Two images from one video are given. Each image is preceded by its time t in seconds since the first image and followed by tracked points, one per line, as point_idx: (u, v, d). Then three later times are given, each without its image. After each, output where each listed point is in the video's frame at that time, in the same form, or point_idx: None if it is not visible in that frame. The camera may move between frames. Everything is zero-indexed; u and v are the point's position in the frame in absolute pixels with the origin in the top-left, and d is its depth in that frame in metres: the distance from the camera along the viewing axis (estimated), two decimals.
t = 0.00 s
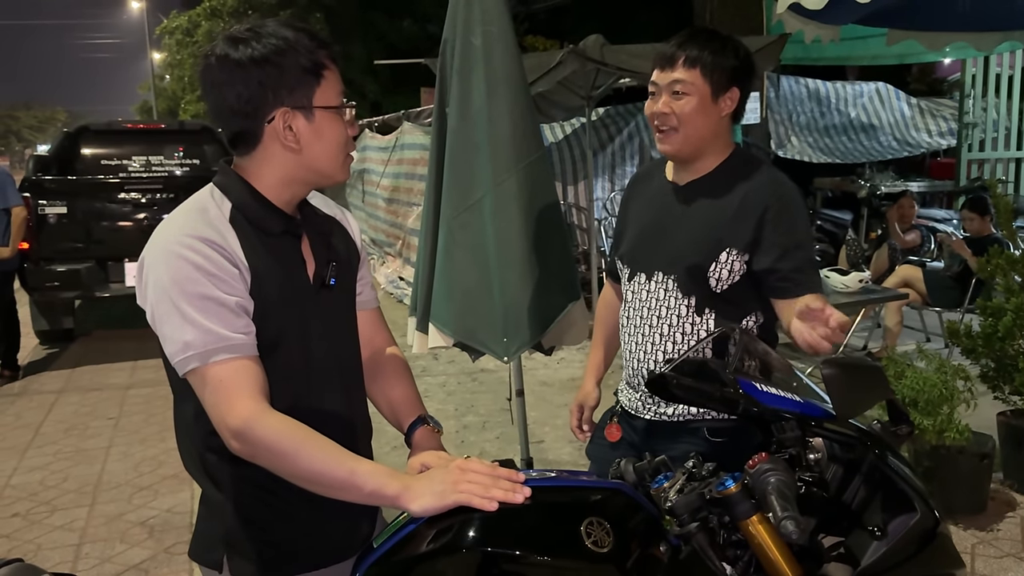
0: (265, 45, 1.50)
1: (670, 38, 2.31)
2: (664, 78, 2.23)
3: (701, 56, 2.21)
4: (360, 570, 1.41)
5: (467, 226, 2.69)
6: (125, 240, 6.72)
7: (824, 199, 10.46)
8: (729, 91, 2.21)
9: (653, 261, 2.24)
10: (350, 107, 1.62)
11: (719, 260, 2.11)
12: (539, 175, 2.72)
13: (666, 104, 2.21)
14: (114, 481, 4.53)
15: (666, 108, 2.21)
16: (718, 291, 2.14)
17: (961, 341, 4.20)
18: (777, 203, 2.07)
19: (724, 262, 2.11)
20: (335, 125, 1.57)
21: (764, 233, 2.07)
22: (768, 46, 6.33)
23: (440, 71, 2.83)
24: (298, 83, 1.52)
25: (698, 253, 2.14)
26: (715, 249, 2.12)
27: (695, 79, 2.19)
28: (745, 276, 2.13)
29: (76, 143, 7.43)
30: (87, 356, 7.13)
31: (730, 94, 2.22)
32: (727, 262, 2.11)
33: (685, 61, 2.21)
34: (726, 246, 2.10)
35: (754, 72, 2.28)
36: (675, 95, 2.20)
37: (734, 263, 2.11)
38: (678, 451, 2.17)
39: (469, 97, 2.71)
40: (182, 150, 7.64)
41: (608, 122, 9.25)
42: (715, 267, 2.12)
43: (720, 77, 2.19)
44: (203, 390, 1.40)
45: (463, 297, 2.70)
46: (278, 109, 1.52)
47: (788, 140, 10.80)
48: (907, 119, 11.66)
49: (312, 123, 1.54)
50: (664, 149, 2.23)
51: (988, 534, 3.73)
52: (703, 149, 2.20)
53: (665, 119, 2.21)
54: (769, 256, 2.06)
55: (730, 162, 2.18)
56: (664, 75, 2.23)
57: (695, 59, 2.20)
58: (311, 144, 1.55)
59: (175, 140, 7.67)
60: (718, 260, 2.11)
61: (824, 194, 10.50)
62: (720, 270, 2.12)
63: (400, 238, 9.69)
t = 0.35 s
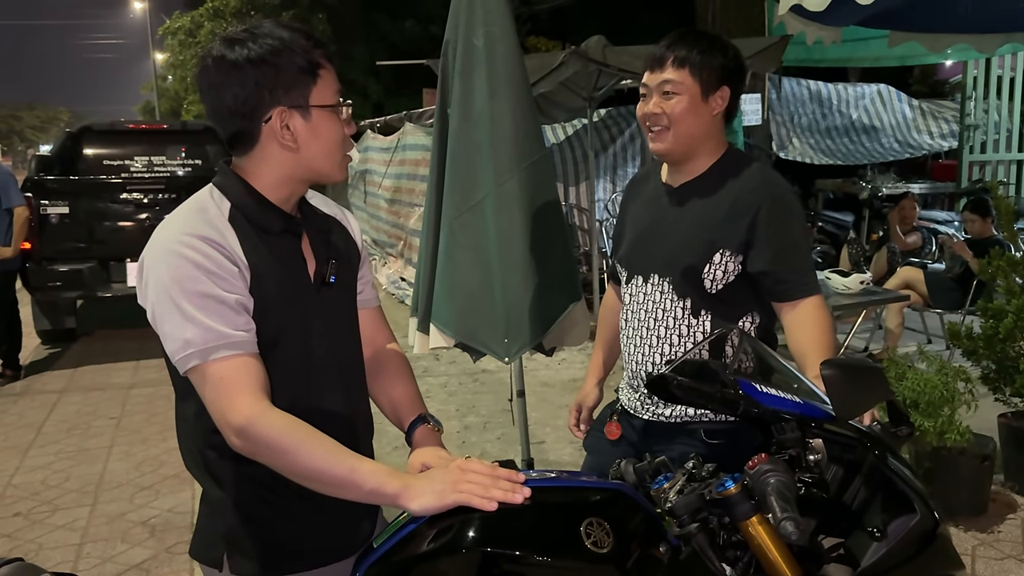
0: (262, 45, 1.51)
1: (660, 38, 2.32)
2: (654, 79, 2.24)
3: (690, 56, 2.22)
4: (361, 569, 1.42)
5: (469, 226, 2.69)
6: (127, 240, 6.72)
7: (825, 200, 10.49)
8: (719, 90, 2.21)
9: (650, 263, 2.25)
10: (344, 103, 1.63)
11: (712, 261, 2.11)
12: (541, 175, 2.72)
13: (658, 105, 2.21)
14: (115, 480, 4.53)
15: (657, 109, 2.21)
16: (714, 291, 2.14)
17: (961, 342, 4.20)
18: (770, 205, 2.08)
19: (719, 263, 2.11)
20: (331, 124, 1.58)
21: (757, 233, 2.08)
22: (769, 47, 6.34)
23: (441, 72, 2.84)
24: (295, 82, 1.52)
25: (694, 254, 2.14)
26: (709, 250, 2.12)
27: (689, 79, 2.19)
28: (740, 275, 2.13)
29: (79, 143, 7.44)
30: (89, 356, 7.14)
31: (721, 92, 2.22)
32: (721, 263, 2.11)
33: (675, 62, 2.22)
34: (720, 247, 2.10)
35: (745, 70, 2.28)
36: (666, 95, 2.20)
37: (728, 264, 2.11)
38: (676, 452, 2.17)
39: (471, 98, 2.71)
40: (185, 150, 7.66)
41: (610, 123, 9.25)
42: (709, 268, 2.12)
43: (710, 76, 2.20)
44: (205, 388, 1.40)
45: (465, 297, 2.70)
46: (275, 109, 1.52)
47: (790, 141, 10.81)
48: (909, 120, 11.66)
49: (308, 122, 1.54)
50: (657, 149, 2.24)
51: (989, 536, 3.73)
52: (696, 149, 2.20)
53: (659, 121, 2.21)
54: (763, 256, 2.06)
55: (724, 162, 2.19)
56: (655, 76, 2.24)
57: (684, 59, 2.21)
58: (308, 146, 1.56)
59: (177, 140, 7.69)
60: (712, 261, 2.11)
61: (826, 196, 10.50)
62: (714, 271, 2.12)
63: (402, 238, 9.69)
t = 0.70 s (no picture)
0: (257, 45, 1.53)
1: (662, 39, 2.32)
2: (656, 78, 2.24)
3: (693, 57, 2.22)
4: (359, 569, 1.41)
5: (469, 226, 2.70)
6: (128, 240, 6.73)
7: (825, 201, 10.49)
8: (721, 91, 2.22)
9: (648, 263, 2.25)
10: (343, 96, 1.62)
11: (711, 261, 2.12)
12: (541, 175, 2.73)
13: (658, 104, 2.22)
14: (116, 480, 4.54)
15: (658, 108, 2.21)
16: (712, 291, 2.15)
17: (961, 343, 4.20)
18: (769, 204, 2.08)
19: (717, 263, 2.11)
20: (327, 119, 1.58)
21: (755, 234, 2.08)
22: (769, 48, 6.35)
23: (442, 74, 2.85)
24: (294, 81, 1.54)
25: (692, 253, 2.14)
26: (708, 249, 2.12)
27: (682, 80, 2.19)
28: (737, 275, 2.13)
29: (80, 143, 7.45)
30: (90, 356, 7.14)
31: (722, 94, 2.22)
32: (720, 263, 2.11)
33: (677, 62, 2.22)
34: (719, 247, 2.11)
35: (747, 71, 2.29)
36: (667, 95, 2.21)
37: (726, 264, 2.11)
38: (672, 452, 2.17)
39: (471, 99, 2.72)
40: (186, 150, 7.67)
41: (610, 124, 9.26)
42: (707, 268, 2.12)
43: (711, 77, 2.20)
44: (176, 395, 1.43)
45: (465, 297, 2.70)
46: (265, 107, 1.54)
47: (790, 143, 10.81)
48: (909, 121, 11.67)
49: (301, 120, 1.55)
50: (654, 148, 2.25)
51: (989, 536, 3.73)
52: (696, 149, 2.21)
53: (655, 122, 2.23)
54: (760, 257, 2.06)
55: (724, 162, 2.19)
56: (657, 76, 2.24)
57: (686, 59, 2.21)
58: (306, 142, 1.56)
59: (178, 140, 7.70)
60: (711, 260, 2.12)
61: (826, 197, 10.51)
62: (712, 271, 2.12)
63: (403, 238, 9.70)
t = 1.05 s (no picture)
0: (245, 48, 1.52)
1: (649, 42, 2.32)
2: (645, 82, 2.23)
3: (679, 57, 2.21)
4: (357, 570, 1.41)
5: (469, 225, 2.69)
6: (128, 240, 6.73)
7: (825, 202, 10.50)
8: (710, 89, 2.22)
9: (644, 260, 2.25)
10: (331, 104, 1.59)
11: (707, 257, 2.12)
12: (542, 175, 2.73)
13: (650, 107, 2.21)
14: (115, 480, 4.53)
15: (649, 112, 2.21)
16: (707, 288, 2.15)
17: (961, 344, 4.20)
18: (763, 197, 2.10)
19: (712, 258, 2.12)
20: (303, 131, 1.55)
21: (748, 229, 2.09)
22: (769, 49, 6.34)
23: (442, 73, 2.86)
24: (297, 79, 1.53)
25: (688, 250, 2.14)
26: (703, 245, 2.12)
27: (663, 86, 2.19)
28: (733, 271, 2.13)
29: (80, 143, 7.45)
30: (89, 355, 7.14)
31: (711, 92, 2.22)
32: (715, 258, 2.11)
33: (664, 64, 2.22)
34: (713, 242, 2.11)
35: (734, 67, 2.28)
36: (657, 97, 2.20)
37: (721, 259, 2.11)
38: (669, 450, 2.17)
39: (471, 99, 2.72)
40: (186, 150, 7.69)
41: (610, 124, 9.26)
42: (703, 263, 2.13)
43: (699, 76, 2.20)
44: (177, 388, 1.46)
45: (464, 297, 2.69)
46: (229, 118, 1.58)
47: (790, 143, 10.81)
48: (909, 121, 11.66)
49: (255, 135, 1.56)
50: (651, 151, 2.24)
51: (988, 537, 3.73)
52: (690, 148, 2.21)
53: (642, 125, 2.23)
54: (754, 250, 2.07)
55: (719, 161, 2.20)
56: (645, 80, 2.23)
57: (674, 61, 2.21)
58: (281, 155, 1.55)
59: (178, 140, 7.71)
60: (706, 256, 2.12)
61: (826, 197, 10.51)
62: (709, 266, 2.12)
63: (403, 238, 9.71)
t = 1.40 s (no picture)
0: (241, 55, 1.51)
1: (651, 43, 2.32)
2: (649, 83, 2.24)
3: (682, 57, 2.21)
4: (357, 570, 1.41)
5: (469, 226, 2.68)
6: (129, 240, 6.73)
7: (826, 202, 10.50)
8: (714, 88, 2.22)
9: (649, 258, 2.24)
10: (292, 117, 1.52)
11: (713, 254, 2.11)
12: (543, 174, 2.73)
13: (655, 109, 2.21)
14: (115, 480, 4.53)
15: (655, 113, 2.20)
16: (713, 286, 2.14)
17: (962, 344, 4.19)
18: (767, 194, 2.09)
19: (719, 256, 2.11)
20: (263, 145, 1.54)
21: (754, 226, 2.09)
22: (770, 49, 6.34)
23: (444, 73, 2.86)
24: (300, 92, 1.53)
25: (694, 248, 2.13)
26: (709, 242, 2.12)
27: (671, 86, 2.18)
28: (739, 269, 2.12)
29: (81, 142, 7.44)
30: (90, 355, 7.14)
31: (715, 91, 2.22)
32: (722, 256, 2.11)
33: (666, 65, 2.22)
34: (720, 240, 2.11)
35: (736, 65, 2.28)
36: (662, 99, 2.20)
37: (727, 257, 2.10)
38: (674, 449, 2.17)
39: (473, 99, 2.71)
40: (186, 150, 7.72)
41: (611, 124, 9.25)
42: (710, 261, 2.12)
43: (702, 75, 2.19)
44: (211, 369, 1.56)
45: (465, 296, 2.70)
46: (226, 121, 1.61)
47: (791, 143, 10.79)
48: (910, 122, 11.65)
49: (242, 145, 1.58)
50: (658, 152, 2.24)
51: (989, 538, 3.73)
52: (697, 147, 2.20)
53: (646, 127, 2.24)
54: (759, 248, 2.07)
55: (725, 160, 2.19)
56: (648, 83, 2.23)
57: (677, 61, 2.21)
58: (250, 163, 1.57)
59: (179, 140, 7.73)
60: (713, 254, 2.11)
61: (827, 197, 10.50)
62: (715, 264, 2.12)
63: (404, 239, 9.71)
